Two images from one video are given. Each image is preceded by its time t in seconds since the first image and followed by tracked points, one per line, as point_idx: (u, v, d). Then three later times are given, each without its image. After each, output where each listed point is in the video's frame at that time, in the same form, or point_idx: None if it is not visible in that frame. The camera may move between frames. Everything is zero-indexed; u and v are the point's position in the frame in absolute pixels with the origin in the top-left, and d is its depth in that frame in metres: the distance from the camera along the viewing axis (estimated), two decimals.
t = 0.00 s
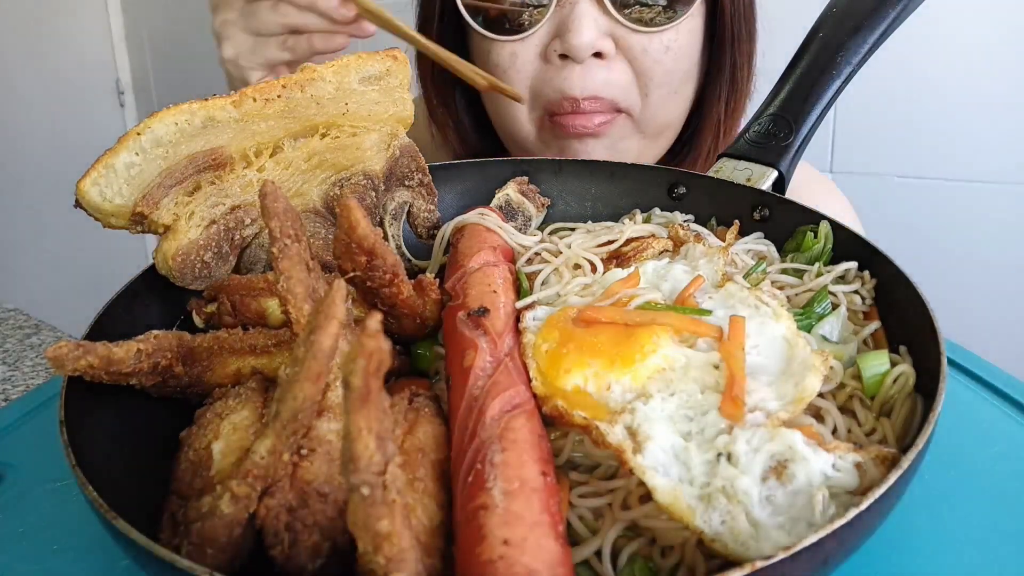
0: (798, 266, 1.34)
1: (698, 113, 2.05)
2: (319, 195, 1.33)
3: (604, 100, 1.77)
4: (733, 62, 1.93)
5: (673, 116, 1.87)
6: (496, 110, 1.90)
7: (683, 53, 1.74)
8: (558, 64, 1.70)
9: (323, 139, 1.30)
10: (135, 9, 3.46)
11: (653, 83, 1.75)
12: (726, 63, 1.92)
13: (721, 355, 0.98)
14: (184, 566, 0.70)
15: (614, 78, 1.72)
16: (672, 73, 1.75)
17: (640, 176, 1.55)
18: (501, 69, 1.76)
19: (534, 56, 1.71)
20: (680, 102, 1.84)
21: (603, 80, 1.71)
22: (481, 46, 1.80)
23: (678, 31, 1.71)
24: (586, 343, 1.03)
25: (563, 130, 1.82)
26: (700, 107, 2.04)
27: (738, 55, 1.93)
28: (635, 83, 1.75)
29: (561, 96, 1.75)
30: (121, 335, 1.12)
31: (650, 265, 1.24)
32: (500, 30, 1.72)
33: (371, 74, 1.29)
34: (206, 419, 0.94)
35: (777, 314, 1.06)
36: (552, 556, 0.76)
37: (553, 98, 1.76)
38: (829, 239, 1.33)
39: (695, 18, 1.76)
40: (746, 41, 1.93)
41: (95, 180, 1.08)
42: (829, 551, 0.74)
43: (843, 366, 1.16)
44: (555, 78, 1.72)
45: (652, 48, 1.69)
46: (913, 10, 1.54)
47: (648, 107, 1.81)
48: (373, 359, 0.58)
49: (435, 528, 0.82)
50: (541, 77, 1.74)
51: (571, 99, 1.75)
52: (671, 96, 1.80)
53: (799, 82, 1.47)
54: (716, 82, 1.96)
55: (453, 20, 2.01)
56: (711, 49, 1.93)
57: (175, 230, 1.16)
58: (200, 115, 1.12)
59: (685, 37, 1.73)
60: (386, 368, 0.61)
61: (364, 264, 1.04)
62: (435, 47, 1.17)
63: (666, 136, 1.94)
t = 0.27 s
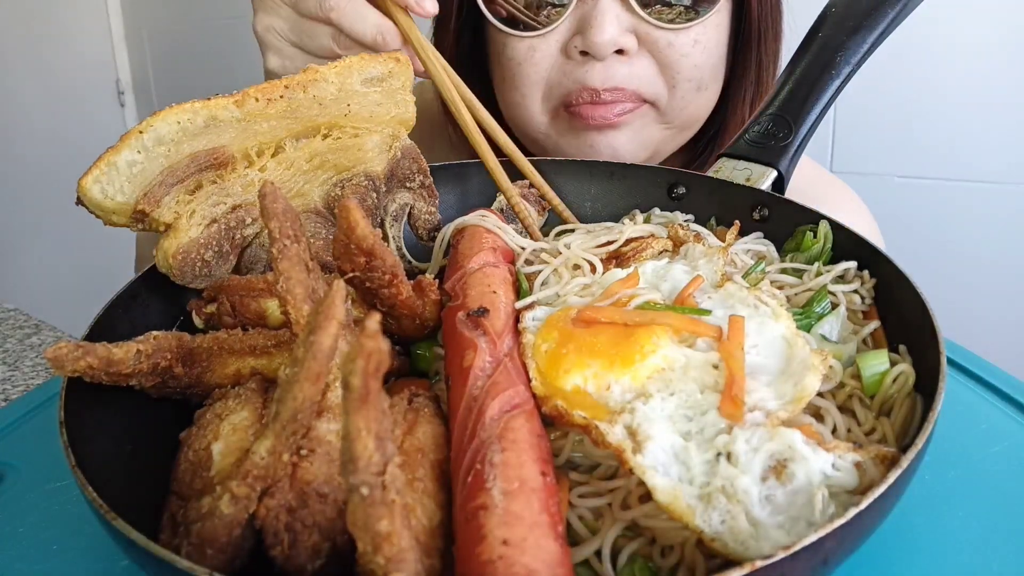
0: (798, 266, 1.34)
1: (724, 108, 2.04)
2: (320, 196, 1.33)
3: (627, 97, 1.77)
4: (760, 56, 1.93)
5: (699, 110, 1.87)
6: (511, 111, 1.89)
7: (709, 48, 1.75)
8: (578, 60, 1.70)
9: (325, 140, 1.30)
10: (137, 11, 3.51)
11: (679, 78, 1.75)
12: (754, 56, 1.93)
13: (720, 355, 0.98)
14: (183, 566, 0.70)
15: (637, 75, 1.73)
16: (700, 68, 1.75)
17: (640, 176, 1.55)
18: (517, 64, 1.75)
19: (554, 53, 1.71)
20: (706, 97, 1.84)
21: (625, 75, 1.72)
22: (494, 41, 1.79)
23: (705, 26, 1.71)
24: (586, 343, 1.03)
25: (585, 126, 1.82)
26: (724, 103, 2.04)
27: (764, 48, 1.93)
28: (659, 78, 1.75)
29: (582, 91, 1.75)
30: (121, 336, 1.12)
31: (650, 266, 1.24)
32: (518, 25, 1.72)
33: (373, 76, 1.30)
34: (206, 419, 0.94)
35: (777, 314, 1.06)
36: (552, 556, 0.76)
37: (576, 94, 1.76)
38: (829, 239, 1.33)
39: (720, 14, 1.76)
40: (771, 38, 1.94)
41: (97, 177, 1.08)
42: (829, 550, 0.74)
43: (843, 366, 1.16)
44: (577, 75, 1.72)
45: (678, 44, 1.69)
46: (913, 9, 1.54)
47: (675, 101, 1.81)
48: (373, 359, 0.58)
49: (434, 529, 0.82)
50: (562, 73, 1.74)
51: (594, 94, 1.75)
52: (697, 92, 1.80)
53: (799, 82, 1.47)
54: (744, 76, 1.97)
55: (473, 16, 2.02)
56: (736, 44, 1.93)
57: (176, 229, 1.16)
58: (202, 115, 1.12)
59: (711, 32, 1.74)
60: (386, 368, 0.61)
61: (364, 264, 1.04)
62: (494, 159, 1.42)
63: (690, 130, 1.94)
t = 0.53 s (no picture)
0: (798, 266, 1.34)
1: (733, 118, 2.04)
2: (321, 194, 1.33)
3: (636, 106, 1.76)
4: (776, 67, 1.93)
5: (704, 122, 1.87)
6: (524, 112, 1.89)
7: (721, 59, 1.74)
8: (590, 64, 1.69)
9: (325, 139, 1.30)
10: (138, 11, 3.53)
11: (688, 88, 1.75)
12: (769, 65, 1.92)
13: (721, 355, 0.98)
14: (183, 565, 0.70)
15: (648, 82, 1.71)
16: (709, 79, 1.75)
17: (640, 176, 1.55)
18: (530, 66, 1.75)
19: (566, 56, 1.71)
20: (712, 108, 1.84)
21: (637, 83, 1.70)
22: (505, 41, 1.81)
23: (719, 36, 1.71)
24: (586, 343, 1.03)
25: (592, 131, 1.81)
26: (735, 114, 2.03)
27: (779, 58, 1.92)
28: (670, 88, 1.74)
29: (591, 97, 1.74)
30: (121, 335, 1.12)
31: (650, 266, 1.24)
32: (529, 27, 1.72)
33: (375, 76, 1.31)
34: (206, 419, 0.94)
35: (777, 315, 1.06)
36: (552, 556, 0.76)
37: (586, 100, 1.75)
38: (829, 239, 1.34)
39: (736, 22, 1.75)
40: (788, 41, 1.93)
41: (100, 169, 1.08)
42: (830, 551, 0.74)
43: (843, 366, 1.16)
44: (588, 79, 1.71)
45: (691, 52, 1.69)
46: (913, 9, 1.54)
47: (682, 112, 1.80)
48: (373, 358, 0.58)
49: (435, 528, 0.82)
50: (572, 77, 1.73)
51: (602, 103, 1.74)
52: (704, 102, 1.80)
53: (799, 82, 1.47)
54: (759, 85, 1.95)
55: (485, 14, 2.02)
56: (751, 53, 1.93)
57: (178, 222, 1.16)
58: (206, 111, 1.13)
59: (724, 42, 1.73)
60: (386, 367, 0.61)
61: (365, 264, 1.04)
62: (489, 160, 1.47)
63: (695, 143, 1.94)
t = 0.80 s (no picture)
0: (799, 266, 1.34)
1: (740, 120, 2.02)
2: (321, 194, 1.32)
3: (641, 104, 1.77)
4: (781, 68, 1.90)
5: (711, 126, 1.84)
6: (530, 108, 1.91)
7: (727, 60, 1.73)
8: (594, 60, 1.71)
9: (327, 139, 1.30)
10: (138, 10, 3.52)
11: (693, 88, 1.74)
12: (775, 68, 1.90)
13: (722, 357, 0.98)
14: (183, 565, 0.70)
15: (652, 79, 1.72)
16: (714, 80, 1.74)
17: (641, 177, 1.54)
18: (533, 63, 1.78)
19: (571, 52, 1.73)
20: (719, 111, 1.82)
21: (640, 79, 1.71)
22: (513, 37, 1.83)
23: (724, 37, 1.70)
24: (586, 344, 1.03)
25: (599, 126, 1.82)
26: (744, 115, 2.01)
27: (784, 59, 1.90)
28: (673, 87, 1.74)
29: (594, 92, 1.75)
30: (120, 335, 1.12)
31: (652, 265, 1.24)
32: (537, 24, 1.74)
33: (377, 77, 1.31)
34: (206, 419, 0.94)
35: (779, 317, 1.06)
36: (552, 556, 0.76)
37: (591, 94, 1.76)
38: (830, 240, 1.33)
39: (742, 24, 1.74)
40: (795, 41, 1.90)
41: (101, 168, 1.08)
42: (829, 552, 0.74)
43: (844, 368, 1.16)
44: (593, 74, 1.72)
45: (696, 52, 1.68)
46: (914, 11, 1.54)
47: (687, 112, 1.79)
48: (374, 358, 0.58)
49: (435, 529, 0.82)
50: (577, 71, 1.75)
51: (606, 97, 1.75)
52: (710, 104, 1.78)
53: (800, 83, 1.47)
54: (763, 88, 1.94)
55: (493, 10, 2.04)
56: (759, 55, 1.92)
57: (178, 222, 1.15)
58: (208, 109, 1.13)
59: (730, 43, 1.72)
60: (387, 367, 0.61)
61: (365, 264, 1.04)
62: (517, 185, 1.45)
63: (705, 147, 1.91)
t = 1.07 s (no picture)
0: (798, 265, 1.34)
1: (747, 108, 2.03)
2: (320, 195, 1.32)
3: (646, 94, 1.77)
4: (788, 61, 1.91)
5: (719, 114, 1.86)
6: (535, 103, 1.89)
7: (737, 50, 1.74)
8: (603, 51, 1.70)
9: (325, 139, 1.30)
10: (138, 12, 3.53)
11: (702, 78, 1.75)
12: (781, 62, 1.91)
13: (721, 355, 0.98)
14: (184, 566, 0.70)
15: (660, 70, 1.71)
16: (726, 69, 1.75)
17: (639, 175, 1.54)
18: (540, 51, 1.76)
19: (579, 42, 1.71)
20: (728, 100, 1.83)
21: (651, 71, 1.71)
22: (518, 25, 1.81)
23: (735, 28, 1.71)
24: (586, 343, 1.03)
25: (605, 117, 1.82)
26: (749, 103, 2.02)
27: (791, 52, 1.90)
28: (684, 78, 1.74)
29: (603, 80, 1.74)
30: (120, 337, 1.12)
31: (650, 257, 1.25)
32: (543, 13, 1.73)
33: (374, 76, 1.31)
34: (206, 420, 0.94)
35: (778, 315, 1.06)
36: (552, 555, 0.76)
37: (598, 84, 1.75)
38: (829, 238, 1.33)
39: (752, 15, 1.75)
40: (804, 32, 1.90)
41: (99, 171, 1.08)
42: (829, 550, 0.74)
43: (843, 365, 1.16)
44: (601, 64, 1.71)
45: (706, 43, 1.69)
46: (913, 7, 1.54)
47: (697, 102, 1.80)
48: (372, 359, 0.58)
49: (434, 529, 0.82)
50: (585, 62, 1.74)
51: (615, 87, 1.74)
52: (719, 94, 1.80)
53: (799, 81, 1.47)
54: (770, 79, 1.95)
55: None
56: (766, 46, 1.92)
57: (177, 223, 1.15)
58: (205, 111, 1.14)
59: (740, 34, 1.73)
60: (385, 368, 0.61)
61: (365, 264, 1.04)
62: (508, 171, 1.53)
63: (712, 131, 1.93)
